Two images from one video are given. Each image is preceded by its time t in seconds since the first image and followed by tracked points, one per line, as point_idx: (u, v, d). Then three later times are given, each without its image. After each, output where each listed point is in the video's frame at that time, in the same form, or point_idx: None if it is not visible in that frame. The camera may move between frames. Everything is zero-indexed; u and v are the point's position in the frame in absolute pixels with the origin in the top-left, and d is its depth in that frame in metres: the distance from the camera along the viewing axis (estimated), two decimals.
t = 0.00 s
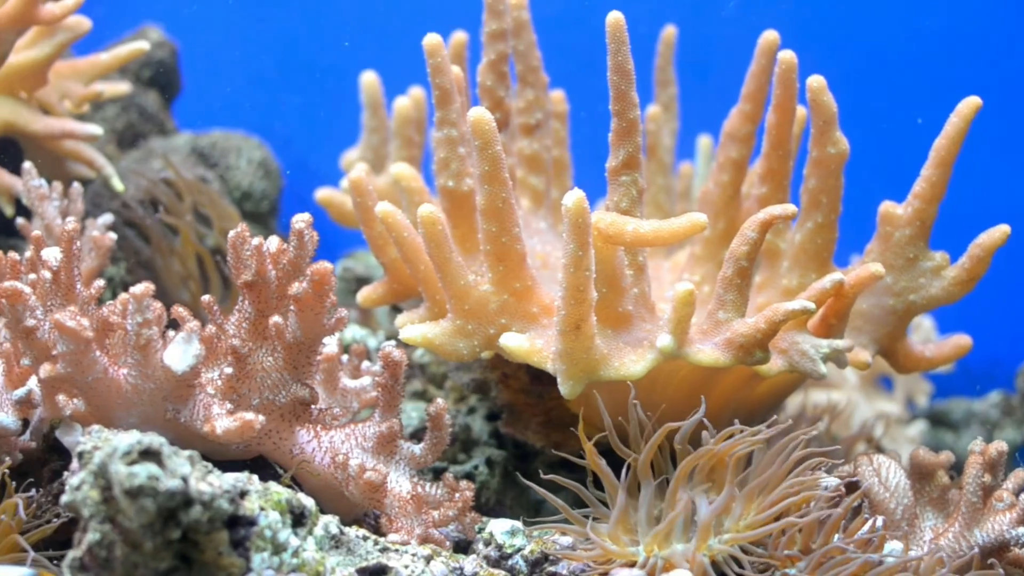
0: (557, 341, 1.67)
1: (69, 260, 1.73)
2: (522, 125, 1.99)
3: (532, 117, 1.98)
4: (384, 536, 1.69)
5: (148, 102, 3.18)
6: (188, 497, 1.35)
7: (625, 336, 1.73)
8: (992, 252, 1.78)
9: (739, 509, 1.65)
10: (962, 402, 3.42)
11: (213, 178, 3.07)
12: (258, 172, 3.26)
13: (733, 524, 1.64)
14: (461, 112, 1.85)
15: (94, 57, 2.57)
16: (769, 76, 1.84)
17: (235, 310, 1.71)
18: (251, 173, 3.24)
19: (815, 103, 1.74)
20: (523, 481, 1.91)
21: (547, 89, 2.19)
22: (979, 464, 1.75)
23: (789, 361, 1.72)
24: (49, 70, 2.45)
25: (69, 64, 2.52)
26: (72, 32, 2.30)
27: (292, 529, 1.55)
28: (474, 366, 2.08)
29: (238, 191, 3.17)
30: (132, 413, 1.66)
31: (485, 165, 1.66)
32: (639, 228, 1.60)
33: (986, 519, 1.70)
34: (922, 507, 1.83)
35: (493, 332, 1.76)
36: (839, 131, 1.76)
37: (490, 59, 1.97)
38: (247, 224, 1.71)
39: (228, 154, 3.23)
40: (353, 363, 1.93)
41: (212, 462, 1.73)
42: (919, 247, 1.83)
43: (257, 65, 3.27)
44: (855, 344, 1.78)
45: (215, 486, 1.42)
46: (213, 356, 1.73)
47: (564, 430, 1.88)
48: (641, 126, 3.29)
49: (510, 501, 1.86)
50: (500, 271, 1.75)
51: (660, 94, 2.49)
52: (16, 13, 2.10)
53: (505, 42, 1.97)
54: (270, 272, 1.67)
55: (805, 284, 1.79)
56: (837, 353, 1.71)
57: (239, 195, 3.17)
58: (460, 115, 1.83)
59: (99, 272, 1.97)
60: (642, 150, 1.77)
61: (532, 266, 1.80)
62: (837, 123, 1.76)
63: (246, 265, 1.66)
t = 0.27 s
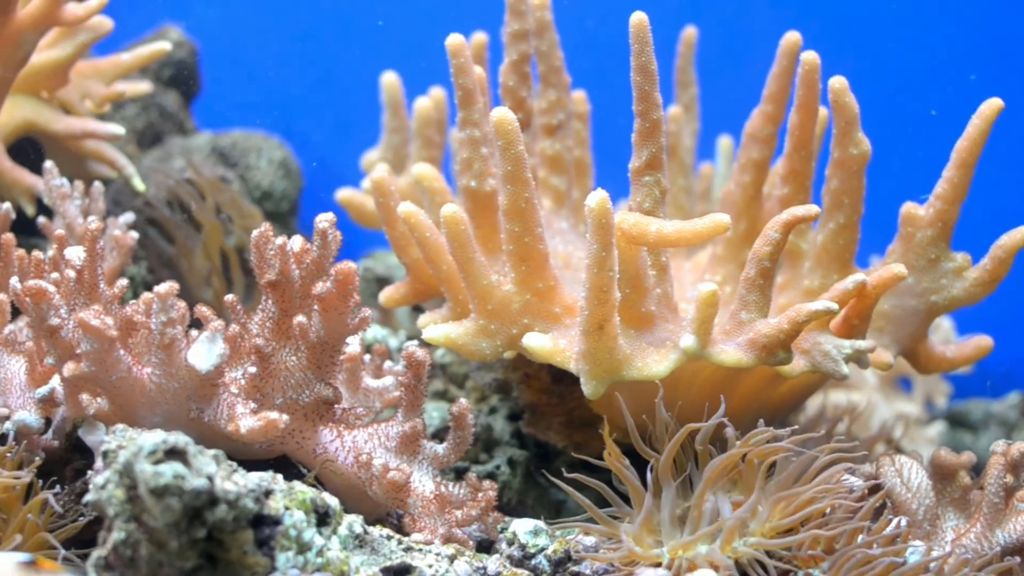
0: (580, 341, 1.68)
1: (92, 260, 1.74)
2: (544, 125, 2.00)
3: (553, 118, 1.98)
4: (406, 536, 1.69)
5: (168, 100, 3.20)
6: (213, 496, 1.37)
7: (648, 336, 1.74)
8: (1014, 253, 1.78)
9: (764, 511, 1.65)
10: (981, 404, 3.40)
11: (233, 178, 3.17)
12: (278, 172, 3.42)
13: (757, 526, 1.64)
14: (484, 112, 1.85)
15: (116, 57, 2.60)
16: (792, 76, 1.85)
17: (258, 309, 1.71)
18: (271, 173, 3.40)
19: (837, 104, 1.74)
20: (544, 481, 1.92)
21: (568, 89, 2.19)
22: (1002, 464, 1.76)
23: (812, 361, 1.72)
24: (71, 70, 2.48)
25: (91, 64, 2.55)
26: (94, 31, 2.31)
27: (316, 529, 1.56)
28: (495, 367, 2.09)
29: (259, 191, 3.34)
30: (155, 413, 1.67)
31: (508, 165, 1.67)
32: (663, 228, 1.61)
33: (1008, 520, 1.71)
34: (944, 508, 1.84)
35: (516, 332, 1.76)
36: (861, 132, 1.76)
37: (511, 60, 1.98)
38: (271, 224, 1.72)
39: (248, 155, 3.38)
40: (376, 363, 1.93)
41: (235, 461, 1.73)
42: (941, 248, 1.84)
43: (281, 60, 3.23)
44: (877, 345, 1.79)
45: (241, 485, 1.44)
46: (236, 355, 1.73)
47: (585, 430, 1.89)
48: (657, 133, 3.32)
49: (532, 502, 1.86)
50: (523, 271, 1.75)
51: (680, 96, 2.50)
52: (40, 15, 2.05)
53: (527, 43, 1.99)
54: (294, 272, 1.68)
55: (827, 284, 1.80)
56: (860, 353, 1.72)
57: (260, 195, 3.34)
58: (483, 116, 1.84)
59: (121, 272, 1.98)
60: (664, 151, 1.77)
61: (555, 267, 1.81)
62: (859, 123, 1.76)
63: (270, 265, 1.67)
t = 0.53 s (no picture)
0: (604, 341, 1.68)
1: (116, 259, 1.74)
2: (566, 126, 2.01)
3: (575, 118, 1.98)
4: (430, 535, 1.69)
5: (188, 101, 3.18)
6: (239, 495, 1.39)
7: (671, 336, 1.74)
8: None
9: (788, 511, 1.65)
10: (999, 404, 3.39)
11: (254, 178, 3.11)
12: (298, 172, 3.32)
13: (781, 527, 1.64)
14: (506, 112, 1.85)
15: (137, 57, 2.61)
16: (815, 77, 1.87)
17: (282, 308, 1.72)
18: (291, 174, 3.28)
19: (859, 105, 1.74)
20: (566, 480, 1.92)
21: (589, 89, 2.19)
22: None
23: (835, 362, 1.73)
24: (93, 71, 2.49)
25: (113, 64, 2.55)
26: (116, 32, 2.34)
27: (341, 528, 1.56)
28: (517, 367, 2.10)
29: (279, 191, 3.23)
30: (180, 412, 1.67)
31: (532, 165, 1.68)
32: (686, 228, 1.61)
33: None
34: (965, 508, 1.85)
35: (539, 332, 1.76)
36: (884, 132, 1.76)
37: (533, 61, 1.98)
38: (294, 224, 1.72)
39: (268, 154, 3.28)
40: (398, 362, 1.94)
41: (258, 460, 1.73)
42: (963, 249, 1.85)
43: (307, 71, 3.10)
44: (899, 345, 1.80)
45: (267, 484, 1.46)
46: (260, 354, 1.73)
47: (607, 429, 1.90)
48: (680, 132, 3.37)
49: (553, 501, 1.87)
50: (546, 270, 1.76)
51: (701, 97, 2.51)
52: (63, 15, 2.04)
53: (549, 43, 1.99)
54: (317, 271, 1.68)
55: (848, 285, 1.80)
56: (882, 354, 1.72)
57: (278, 195, 3.23)
58: (505, 116, 1.83)
59: (141, 271, 1.99)
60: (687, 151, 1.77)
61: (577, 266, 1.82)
62: (881, 124, 1.76)
63: (294, 264, 1.67)
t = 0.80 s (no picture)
0: (628, 341, 1.68)
1: (140, 258, 1.74)
2: (587, 126, 1.99)
3: (596, 118, 1.97)
4: (455, 534, 1.69)
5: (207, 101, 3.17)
6: (266, 495, 1.38)
7: (694, 336, 1.74)
8: None
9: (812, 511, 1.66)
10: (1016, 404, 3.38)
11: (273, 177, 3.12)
12: (317, 171, 3.35)
13: (805, 527, 1.65)
14: (530, 112, 1.86)
15: (159, 56, 2.63)
16: (836, 78, 1.86)
17: (306, 308, 1.73)
18: (310, 173, 3.32)
19: (882, 105, 1.76)
20: (586, 480, 1.92)
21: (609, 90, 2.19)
22: None
23: (857, 362, 1.73)
24: (115, 71, 2.52)
25: (134, 63, 2.57)
26: (137, 31, 2.36)
27: (367, 527, 1.56)
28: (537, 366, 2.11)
29: (298, 190, 3.26)
30: (204, 411, 1.67)
31: (555, 165, 1.69)
32: (711, 229, 1.62)
33: None
34: (986, 508, 1.86)
35: (562, 332, 1.77)
36: (906, 133, 1.78)
37: (556, 61, 1.96)
38: (318, 223, 1.72)
39: (287, 154, 3.30)
40: (420, 362, 1.94)
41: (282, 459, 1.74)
42: (984, 250, 1.86)
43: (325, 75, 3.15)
44: (921, 346, 1.80)
45: (293, 484, 1.45)
46: (284, 354, 1.73)
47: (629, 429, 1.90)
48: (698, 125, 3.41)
49: (575, 501, 1.87)
50: (569, 270, 1.77)
51: (721, 97, 2.55)
52: (86, 14, 2.06)
53: (572, 44, 1.96)
54: (341, 271, 1.68)
55: (870, 285, 1.81)
56: (905, 355, 1.73)
57: (298, 194, 3.25)
58: (529, 116, 1.85)
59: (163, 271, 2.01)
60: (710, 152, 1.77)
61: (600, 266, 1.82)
62: (904, 125, 1.77)
63: (318, 264, 1.68)
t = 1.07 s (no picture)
0: (651, 341, 1.69)
1: (163, 257, 1.74)
2: (609, 126, 1.99)
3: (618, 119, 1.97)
4: (478, 534, 1.70)
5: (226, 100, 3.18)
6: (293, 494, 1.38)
7: (717, 336, 1.75)
8: None
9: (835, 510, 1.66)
10: None
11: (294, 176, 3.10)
12: (337, 171, 3.36)
13: (828, 526, 1.64)
14: (553, 111, 1.89)
15: (180, 56, 2.67)
16: (857, 78, 1.85)
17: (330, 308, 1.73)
18: (330, 173, 3.34)
19: (905, 106, 1.77)
20: (609, 480, 1.93)
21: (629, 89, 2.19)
22: None
23: (880, 362, 1.73)
24: (136, 71, 2.57)
25: (156, 63, 2.62)
26: (159, 31, 2.41)
27: (393, 527, 1.56)
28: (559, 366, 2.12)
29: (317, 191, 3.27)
30: (229, 410, 1.68)
31: (578, 165, 1.70)
32: (735, 229, 1.63)
33: None
34: (1008, 508, 1.87)
35: (586, 331, 1.77)
36: (929, 134, 1.79)
37: (580, 61, 1.95)
38: (343, 223, 1.73)
39: (307, 154, 3.33)
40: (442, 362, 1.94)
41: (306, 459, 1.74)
42: (1006, 250, 1.87)
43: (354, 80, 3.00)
44: (943, 346, 1.81)
45: (320, 483, 1.45)
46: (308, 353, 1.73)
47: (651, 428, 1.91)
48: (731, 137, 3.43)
49: (596, 501, 1.89)
50: (592, 270, 1.78)
51: (741, 97, 2.57)
52: (108, 13, 2.09)
53: (594, 44, 1.96)
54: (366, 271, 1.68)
55: (892, 286, 1.82)
56: (927, 355, 1.73)
57: (317, 193, 3.27)
58: (552, 116, 1.88)
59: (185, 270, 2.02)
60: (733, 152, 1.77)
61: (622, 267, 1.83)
62: (927, 126, 1.78)
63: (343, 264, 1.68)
